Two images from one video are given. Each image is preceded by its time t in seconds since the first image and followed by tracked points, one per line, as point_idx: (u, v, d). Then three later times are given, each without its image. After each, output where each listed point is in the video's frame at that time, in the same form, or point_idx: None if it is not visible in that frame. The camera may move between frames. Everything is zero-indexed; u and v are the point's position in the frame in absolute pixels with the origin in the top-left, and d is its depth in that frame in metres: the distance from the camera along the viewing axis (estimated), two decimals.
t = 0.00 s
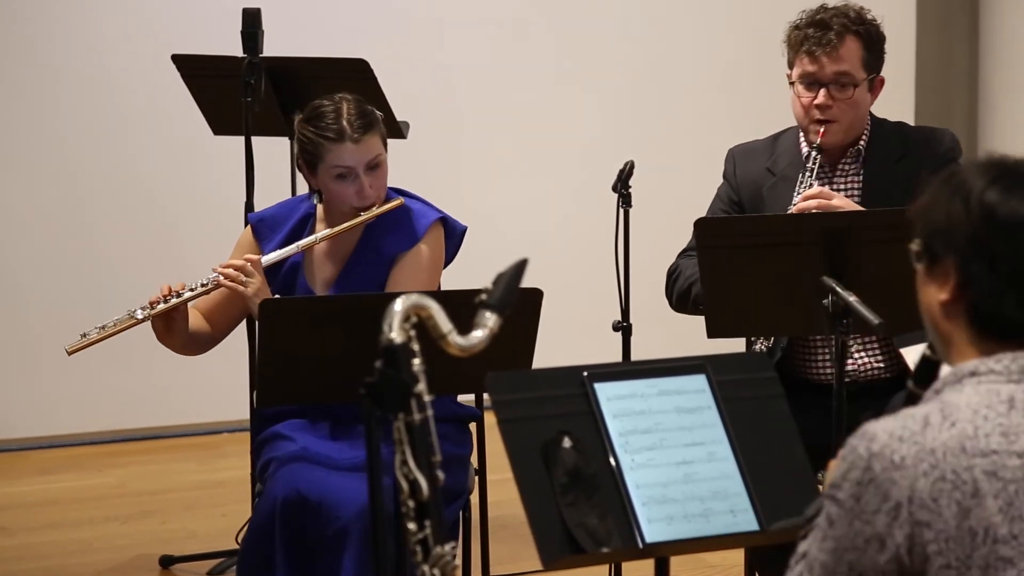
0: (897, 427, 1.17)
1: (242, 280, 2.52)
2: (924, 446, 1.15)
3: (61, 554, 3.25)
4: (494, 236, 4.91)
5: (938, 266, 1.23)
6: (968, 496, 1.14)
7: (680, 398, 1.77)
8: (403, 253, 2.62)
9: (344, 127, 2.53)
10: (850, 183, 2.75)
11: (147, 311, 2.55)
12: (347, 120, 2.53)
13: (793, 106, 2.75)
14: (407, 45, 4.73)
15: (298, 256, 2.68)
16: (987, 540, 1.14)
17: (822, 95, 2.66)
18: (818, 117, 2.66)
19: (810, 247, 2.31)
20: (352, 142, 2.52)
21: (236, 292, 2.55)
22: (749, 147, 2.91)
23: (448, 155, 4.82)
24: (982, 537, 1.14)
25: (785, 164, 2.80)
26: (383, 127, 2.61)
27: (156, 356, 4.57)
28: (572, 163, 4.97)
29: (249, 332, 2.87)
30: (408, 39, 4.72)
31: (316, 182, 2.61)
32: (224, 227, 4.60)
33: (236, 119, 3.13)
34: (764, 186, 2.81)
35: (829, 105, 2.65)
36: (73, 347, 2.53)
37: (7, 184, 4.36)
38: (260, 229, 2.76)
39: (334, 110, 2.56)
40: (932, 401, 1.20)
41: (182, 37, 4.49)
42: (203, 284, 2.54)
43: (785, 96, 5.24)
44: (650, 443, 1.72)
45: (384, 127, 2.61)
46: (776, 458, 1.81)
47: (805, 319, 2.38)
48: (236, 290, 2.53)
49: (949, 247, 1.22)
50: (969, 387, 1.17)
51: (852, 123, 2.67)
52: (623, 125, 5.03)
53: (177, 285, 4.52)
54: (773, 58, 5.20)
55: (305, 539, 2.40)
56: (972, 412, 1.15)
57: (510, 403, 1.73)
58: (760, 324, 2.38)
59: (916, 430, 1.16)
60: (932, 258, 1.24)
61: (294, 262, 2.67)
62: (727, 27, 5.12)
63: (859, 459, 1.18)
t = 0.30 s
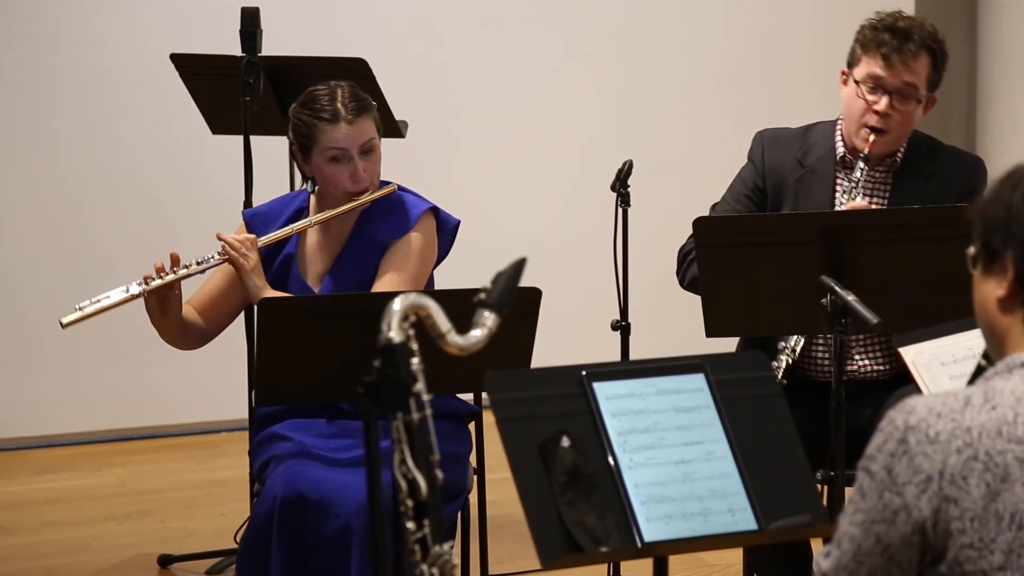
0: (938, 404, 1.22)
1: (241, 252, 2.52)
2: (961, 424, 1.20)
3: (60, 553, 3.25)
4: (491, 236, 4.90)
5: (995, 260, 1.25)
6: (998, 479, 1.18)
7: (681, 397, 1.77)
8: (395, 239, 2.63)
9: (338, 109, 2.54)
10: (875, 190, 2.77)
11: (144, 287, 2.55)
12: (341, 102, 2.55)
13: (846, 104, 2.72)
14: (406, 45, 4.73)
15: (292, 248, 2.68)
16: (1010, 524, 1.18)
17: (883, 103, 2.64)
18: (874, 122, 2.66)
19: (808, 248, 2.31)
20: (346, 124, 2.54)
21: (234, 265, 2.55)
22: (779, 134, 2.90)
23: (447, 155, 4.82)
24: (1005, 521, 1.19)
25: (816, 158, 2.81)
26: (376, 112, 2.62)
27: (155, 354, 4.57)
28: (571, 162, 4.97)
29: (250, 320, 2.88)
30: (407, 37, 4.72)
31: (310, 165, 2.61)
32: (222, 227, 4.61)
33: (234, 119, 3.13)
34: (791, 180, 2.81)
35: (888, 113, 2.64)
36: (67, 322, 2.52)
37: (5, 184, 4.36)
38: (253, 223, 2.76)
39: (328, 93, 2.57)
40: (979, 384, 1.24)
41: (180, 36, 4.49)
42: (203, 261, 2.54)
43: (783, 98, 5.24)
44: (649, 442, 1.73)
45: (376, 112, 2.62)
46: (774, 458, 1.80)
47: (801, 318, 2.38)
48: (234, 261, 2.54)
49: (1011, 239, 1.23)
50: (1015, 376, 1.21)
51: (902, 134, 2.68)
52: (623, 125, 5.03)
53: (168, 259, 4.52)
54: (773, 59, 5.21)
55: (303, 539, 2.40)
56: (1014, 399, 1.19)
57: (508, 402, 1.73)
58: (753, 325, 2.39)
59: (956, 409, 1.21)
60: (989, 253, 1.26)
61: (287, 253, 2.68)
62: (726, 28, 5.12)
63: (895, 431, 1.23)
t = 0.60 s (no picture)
0: (923, 423, 1.19)
1: (232, 211, 2.52)
2: (948, 441, 1.17)
3: (59, 552, 3.25)
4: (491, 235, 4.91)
5: (935, 289, 1.26)
6: (990, 490, 1.15)
7: (680, 396, 1.77)
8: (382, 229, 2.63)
9: (354, 94, 2.58)
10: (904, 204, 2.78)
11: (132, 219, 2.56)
12: (359, 88, 2.59)
13: (882, 134, 2.73)
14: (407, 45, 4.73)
15: (287, 237, 2.68)
16: (1009, 536, 1.15)
17: (921, 143, 2.65)
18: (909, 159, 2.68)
19: (808, 246, 2.32)
20: (360, 109, 2.57)
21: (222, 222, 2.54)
22: (806, 134, 2.90)
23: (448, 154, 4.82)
24: (1003, 533, 1.15)
25: (844, 166, 2.82)
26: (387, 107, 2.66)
27: (154, 353, 4.58)
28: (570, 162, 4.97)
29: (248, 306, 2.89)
30: (407, 37, 4.72)
31: (314, 147, 2.63)
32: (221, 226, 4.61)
33: (234, 118, 3.14)
34: (816, 187, 2.83)
35: (924, 153, 2.66)
36: (52, 236, 2.53)
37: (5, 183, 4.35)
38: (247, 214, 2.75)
39: (345, 79, 2.61)
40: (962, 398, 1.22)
41: (180, 36, 4.49)
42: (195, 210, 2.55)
43: (784, 98, 5.25)
44: (647, 441, 1.73)
45: (388, 107, 2.66)
46: (772, 457, 1.80)
47: (802, 314, 2.37)
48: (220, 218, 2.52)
49: (940, 265, 1.24)
50: (998, 386, 1.19)
51: (935, 168, 2.71)
52: (623, 124, 5.03)
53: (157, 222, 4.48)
54: (774, 59, 5.21)
55: (299, 539, 2.40)
56: (997, 409, 1.17)
57: (507, 402, 1.72)
58: (754, 323, 2.38)
59: (941, 426, 1.18)
60: (928, 282, 1.26)
61: (283, 242, 2.68)
62: (726, 28, 5.13)
63: (884, 455, 1.20)
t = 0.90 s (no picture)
0: (900, 415, 1.16)
1: (218, 196, 2.52)
2: (924, 434, 1.13)
3: (55, 550, 3.25)
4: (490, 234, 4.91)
5: (943, 264, 1.23)
6: (965, 486, 1.12)
7: (677, 394, 1.77)
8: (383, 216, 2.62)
9: (345, 80, 2.62)
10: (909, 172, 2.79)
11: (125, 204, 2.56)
12: (349, 75, 2.62)
13: (874, 97, 2.74)
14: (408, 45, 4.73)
15: (285, 233, 2.69)
16: (981, 531, 1.13)
17: (915, 95, 2.66)
18: (906, 115, 2.69)
19: (803, 245, 2.32)
20: (350, 93, 2.60)
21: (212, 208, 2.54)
22: (803, 122, 2.91)
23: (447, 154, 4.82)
24: (976, 528, 1.13)
25: (844, 143, 2.82)
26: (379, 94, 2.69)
27: (150, 351, 4.57)
28: (570, 162, 4.98)
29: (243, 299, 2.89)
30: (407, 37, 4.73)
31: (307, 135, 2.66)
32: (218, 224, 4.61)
33: (230, 116, 3.13)
34: (819, 165, 2.82)
35: (920, 105, 2.67)
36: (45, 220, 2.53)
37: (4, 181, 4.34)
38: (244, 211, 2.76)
39: (336, 67, 2.64)
40: (940, 391, 1.18)
41: (179, 36, 4.49)
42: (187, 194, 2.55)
43: (782, 99, 5.26)
44: (644, 439, 1.72)
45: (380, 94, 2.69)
46: (771, 456, 1.80)
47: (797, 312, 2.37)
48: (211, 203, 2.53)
49: (950, 240, 1.21)
50: (977, 378, 1.16)
51: (935, 122, 2.71)
52: (622, 124, 5.04)
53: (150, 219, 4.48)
54: (772, 60, 5.22)
55: (295, 537, 2.39)
56: (975, 403, 1.13)
57: (504, 399, 1.73)
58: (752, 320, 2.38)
59: (918, 419, 1.14)
60: (936, 257, 1.24)
61: (280, 239, 2.69)
62: (726, 29, 5.13)
63: (860, 445, 1.16)
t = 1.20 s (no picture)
0: (863, 423, 1.11)
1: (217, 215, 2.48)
2: (887, 441, 1.09)
3: (53, 548, 3.25)
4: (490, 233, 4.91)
5: (894, 266, 1.20)
6: (931, 491, 1.08)
7: (674, 391, 1.77)
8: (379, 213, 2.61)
9: (331, 76, 2.62)
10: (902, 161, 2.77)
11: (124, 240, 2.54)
12: (334, 70, 2.63)
13: (860, 89, 2.75)
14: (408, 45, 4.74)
15: (282, 233, 2.69)
16: (949, 535, 1.09)
17: (901, 82, 2.67)
18: (893, 102, 2.69)
19: (800, 242, 2.32)
20: (337, 87, 2.60)
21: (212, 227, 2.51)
22: (795, 121, 2.92)
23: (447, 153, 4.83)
24: (944, 532, 1.09)
25: (837, 138, 2.82)
26: (367, 88, 2.69)
27: (148, 350, 4.57)
28: (569, 162, 4.98)
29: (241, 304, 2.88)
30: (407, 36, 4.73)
31: (298, 135, 2.66)
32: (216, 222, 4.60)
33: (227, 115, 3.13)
34: (813, 161, 2.82)
35: (906, 91, 2.67)
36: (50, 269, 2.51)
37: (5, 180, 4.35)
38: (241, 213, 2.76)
39: (322, 64, 2.64)
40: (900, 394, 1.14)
41: (178, 34, 4.49)
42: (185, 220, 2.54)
43: (781, 98, 5.26)
44: (642, 437, 1.72)
45: (367, 88, 2.69)
46: (769, 453, 1.80)
47: (794, 309, 2.37)
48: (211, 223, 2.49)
49: (899, 240, 1.18)
50: (935, 380, 1.12)
51: (924, 109, 2.70)
52: (622, 123, 5.04)
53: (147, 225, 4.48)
54: (773, 59, 5.22)
55: (292, 535, 2.40)
56: (936, 407, 1.10)
57: (501, 396, 1.73)
58: (750, 318, 2.38)
59: (880, 426, 1.10)
60: (887, 257, 1.20)
61: (278, 238, 2.69)
62: (726, 28, 5.14)
63: (824, 455, 1.11)
